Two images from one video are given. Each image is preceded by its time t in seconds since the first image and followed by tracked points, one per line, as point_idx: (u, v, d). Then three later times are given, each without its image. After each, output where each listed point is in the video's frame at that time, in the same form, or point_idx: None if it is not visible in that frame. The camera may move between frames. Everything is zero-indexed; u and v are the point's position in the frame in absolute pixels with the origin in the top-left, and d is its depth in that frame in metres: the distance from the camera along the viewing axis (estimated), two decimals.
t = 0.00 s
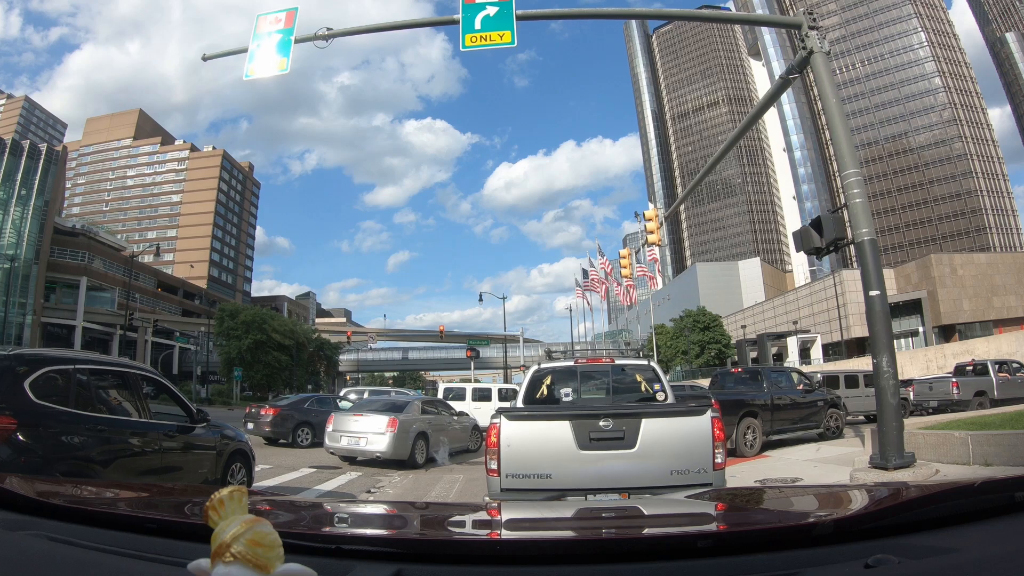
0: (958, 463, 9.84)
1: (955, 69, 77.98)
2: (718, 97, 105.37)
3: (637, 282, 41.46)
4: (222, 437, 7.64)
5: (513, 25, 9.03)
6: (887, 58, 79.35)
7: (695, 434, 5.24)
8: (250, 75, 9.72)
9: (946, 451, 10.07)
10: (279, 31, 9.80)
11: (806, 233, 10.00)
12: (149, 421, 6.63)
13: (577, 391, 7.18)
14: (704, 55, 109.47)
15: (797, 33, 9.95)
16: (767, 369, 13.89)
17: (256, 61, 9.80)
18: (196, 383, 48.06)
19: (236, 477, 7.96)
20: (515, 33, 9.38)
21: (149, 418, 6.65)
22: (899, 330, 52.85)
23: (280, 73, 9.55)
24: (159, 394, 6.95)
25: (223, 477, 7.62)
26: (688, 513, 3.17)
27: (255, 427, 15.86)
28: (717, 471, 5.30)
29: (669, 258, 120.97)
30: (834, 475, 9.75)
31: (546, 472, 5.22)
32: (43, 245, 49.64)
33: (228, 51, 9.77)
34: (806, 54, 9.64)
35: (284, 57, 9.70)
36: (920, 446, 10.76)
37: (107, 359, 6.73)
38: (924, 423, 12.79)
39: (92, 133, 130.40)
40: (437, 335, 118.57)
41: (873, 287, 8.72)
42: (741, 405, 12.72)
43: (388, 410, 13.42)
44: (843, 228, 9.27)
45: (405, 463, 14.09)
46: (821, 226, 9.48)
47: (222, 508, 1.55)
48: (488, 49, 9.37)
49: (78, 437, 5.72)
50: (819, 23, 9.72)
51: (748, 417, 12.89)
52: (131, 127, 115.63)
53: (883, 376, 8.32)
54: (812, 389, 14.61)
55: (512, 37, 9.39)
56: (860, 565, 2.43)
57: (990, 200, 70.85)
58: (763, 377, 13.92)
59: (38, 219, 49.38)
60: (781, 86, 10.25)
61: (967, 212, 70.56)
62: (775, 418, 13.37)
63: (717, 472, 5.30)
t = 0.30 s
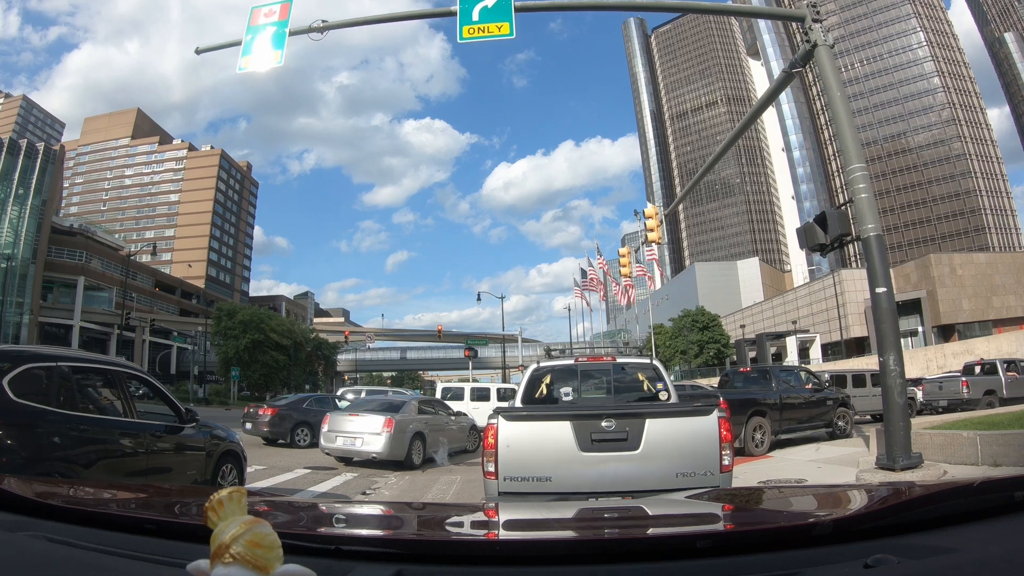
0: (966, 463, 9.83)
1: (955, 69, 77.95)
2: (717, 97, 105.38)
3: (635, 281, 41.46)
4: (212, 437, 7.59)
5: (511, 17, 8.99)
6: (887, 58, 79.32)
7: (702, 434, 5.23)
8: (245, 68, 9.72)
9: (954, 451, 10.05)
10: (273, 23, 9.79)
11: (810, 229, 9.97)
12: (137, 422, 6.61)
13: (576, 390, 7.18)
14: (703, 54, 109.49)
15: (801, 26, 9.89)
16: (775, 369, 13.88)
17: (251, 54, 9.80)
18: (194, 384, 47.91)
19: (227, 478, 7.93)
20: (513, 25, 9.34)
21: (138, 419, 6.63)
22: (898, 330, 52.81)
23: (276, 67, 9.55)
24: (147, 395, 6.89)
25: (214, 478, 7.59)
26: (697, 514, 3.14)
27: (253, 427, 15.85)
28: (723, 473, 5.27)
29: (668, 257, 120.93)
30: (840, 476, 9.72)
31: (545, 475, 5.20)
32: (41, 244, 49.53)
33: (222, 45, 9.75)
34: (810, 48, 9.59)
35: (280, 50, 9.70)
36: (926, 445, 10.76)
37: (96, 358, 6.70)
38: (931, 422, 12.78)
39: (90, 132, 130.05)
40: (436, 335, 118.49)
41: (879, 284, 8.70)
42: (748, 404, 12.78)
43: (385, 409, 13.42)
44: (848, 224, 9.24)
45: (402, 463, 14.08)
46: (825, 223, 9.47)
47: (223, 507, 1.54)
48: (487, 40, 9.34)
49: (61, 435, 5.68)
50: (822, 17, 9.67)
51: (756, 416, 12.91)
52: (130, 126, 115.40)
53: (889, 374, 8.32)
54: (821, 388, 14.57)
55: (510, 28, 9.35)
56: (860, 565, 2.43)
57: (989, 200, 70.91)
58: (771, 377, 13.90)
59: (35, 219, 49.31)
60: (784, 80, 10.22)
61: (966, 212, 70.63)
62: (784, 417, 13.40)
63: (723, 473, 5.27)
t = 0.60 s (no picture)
0: (969, 463, 9.84)
1: (954, 69, 78.03)
2: (715, 96, 105.39)
3: (633, 281, 41.42)
4: (206, 438, 7.56)
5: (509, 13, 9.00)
6: (886, 58, 79.33)
7: (704, 434, 5.23)
8: (240, 65, 9.70)
9: (957, 451, 10.06)
10: (269, 20, 9.77)
11: (811, 228, 9.95)
12: (130, 422, 6.59)
13: (575, 390, 7.18)
14: (701, 54, 109.50)
15: (802, 24, 9.88)
16: (782, 369, 13.87)
17: (246, 51, 9.79)
18: (192, 383, 47.84)
19: (221, 478, 7.90)
20: (511, 21, 9.36)
21: (131, 419, 6.61)
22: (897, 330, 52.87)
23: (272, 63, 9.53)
24: (140, 395, 6.85)
25: (208, 478, 7.57)
26: (696, 513, 3.14)
27: (251, 427, 15.83)
28: (725, 473, 5.27)
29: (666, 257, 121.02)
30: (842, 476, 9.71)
31: (545, 477, 5.18)
32: (39, 243, 49.43)
33: (217, 41, 9.72)
34: (812, 45, 9.60)
35: (276, 46, 9.68)
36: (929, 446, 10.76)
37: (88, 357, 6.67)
38: (935, 423, 12.81)
39: (87, 131, 129.63)
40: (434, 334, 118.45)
41: (880, 283, 8.72)
42: (755, 403, 12.84)
43: (383, 409, 13.40)
44: (849, 223, 9.26)
45: (401, 463, 14.09)
46: (826, 221, 9.45)
47: (221, 507, 1.54)
48: (484, 37, 9.35)
49: (52, 435, 5.65)
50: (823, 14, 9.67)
51: (763, 415, 12.98)
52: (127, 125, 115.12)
53: (891, 375, 8.33)
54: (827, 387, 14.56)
55: (509, 24, 9.37)
56: (857, 564, 2.43)
57: (987, 200, 71.05)
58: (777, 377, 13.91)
59: (33, 218, 49.19)
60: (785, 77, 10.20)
61: (964, 212, 70.80)
62: (791, 416, 13.41)
63: (725, 474, 5.27)
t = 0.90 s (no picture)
0: (967, 463, 9.86)
1: (951, 69, 78.21)
2: (713, 97, 105.49)
3: (630, 281, 41.43)
4: (204, 438, 7.54)
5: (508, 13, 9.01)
6: (884, 58, 79.49)
7: (702, 434, 5.23)
8: (239, 64, 9.69)
9: (955, 451, 10.09)
10: (267, 19, 9.76)
11: (809, 228, 9.96)
12: (128, 422, 6.57)
13: (573, 390, 7.17)
14: (699, 55, 109.60)
15: (801, 24, 9.88)
16: (789, 369, 13.88)
17: (245, 50, 9.78)
18: (189, 383, 47.69)
19: (219, 477, 7.87)
20: (510, 21, 9.37)
21: (129, 420, 6.60)
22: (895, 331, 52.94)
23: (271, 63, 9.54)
24: (137, 395, 6.84)
25: (205, 478, 7.54)
26: (694, 512, 3.14)
27: (249, 427, 15.82)
28: (724, 473, 5.29)
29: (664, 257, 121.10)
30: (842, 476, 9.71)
31: (543, 477, 5.18)
32: (36, 243, 49.26)
33: (216, 41, 9.71)
34: (809, 45, 9.62)
35: (275, 45, 9.67)
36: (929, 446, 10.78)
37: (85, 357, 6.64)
38: (936, 423, 12.84)
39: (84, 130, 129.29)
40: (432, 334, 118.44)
41: (879, 283, 8.71)
42: (761, 402, 12.94)
43: (380, 409, 13.40)
44: (847, 223, 9.26)
45: (399, 463, 14.08)
46: (825, 221, 9.45)
47: (217, 506, 1.54)
48: (483, 36, 9.35)
49: (50, 435, 5.64)
50: (822, 15, 9.68)
51: (768, 414, 13.08)
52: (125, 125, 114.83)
53: (890, 375, 8.33)
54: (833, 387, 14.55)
55: (507, 24, 9.38)
56: (855, 562, 2.44)
57: (985, 200, 71.26)
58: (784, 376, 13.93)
59: (31, 218, 49.00)
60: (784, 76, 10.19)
61: (961, 213, 71.03)
62: (797, 415, 13.46)
63: (724, 473, 5.29)
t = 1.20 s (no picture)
0: (965, 464, 9.88)
1: (949, 69, 78.34)
2: (711, 97, 105.61)
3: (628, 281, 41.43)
4: (201, 438, 7.54)
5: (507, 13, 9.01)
6: (882, 59, 79.63)
7: (699, 434, 5.24)
8: (237, 63, 9.68)
9: (953, 451, 10.11)
10: (265, 19, 9.75)
11: (807, 229, 9.96)
12: (126, 422, 6.57)
13: (571, 390, 7.18)
14: (697, 55, 109.65)
15: (799, 25, 9.88)
16: (795, 369, 13.87)
17: (243, 50, 9.77)
18: (187, 383, 47.59)
19: (217, 478, 7.85)
20: (508, 20, 9.37)
21: (127, 420, 6.59)
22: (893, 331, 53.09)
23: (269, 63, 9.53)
24: (134, 394, 6.85)
25: (203, 478, 7.52)
26: (693, 511, 3.13)
27: (247, 427, 15.81)
28: (721, 474, 5.29)
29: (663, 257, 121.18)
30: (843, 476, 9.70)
31: (540, 478, 5.17)
32: (35, 242, 49.17)
33: (213, 41, 9.70)
34: (807, 46, 9.63)
35: (272, 45, 9.66)
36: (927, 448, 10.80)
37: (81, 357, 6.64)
38: (936, 423, 12.86)
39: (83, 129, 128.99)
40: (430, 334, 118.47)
41: (877, 284, 8.72)
42: (767, 401, 12.98)
43: (379, 410, 13.38)
44: (845, 224, 9.28)
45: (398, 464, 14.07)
46: (824, 221, 9.45)
47: (215, 506, 1.53)
48: (481, 36, 9.34)
49: (48, 435, 5.63)
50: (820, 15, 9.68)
51: (775, 412, 13.11)
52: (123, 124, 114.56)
53: (888, 374, 8.32)
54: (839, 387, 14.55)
55: (505, 24, 9.37)
56: (853, 563, 2.43)
57: (983, 200, 71.41)
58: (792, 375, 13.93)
59: (29, 217, 48.85)
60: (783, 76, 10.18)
61: (959, 213, 71.18)
62: (803, 414, 13.47)
63: (721, 474, 5.30)
